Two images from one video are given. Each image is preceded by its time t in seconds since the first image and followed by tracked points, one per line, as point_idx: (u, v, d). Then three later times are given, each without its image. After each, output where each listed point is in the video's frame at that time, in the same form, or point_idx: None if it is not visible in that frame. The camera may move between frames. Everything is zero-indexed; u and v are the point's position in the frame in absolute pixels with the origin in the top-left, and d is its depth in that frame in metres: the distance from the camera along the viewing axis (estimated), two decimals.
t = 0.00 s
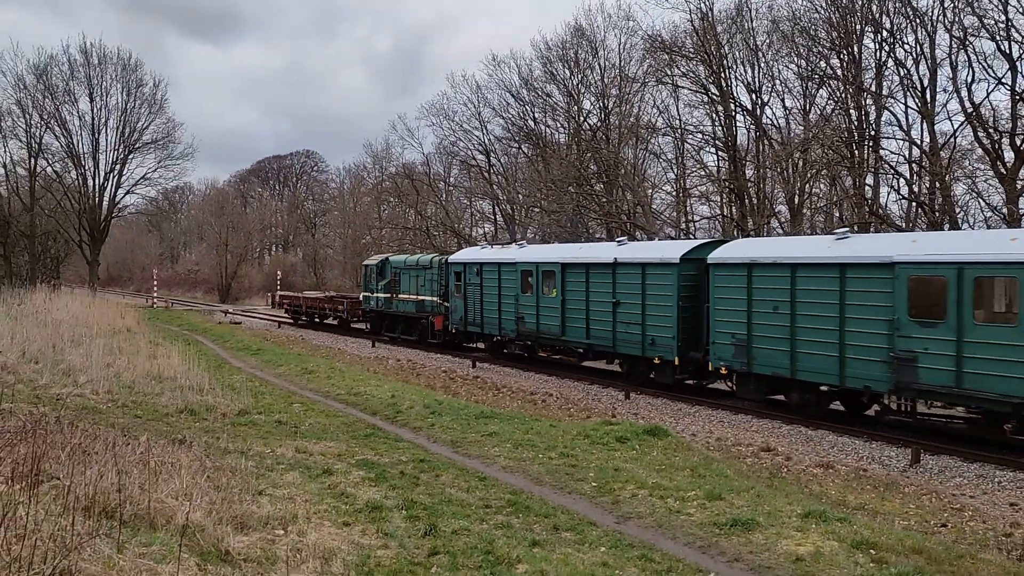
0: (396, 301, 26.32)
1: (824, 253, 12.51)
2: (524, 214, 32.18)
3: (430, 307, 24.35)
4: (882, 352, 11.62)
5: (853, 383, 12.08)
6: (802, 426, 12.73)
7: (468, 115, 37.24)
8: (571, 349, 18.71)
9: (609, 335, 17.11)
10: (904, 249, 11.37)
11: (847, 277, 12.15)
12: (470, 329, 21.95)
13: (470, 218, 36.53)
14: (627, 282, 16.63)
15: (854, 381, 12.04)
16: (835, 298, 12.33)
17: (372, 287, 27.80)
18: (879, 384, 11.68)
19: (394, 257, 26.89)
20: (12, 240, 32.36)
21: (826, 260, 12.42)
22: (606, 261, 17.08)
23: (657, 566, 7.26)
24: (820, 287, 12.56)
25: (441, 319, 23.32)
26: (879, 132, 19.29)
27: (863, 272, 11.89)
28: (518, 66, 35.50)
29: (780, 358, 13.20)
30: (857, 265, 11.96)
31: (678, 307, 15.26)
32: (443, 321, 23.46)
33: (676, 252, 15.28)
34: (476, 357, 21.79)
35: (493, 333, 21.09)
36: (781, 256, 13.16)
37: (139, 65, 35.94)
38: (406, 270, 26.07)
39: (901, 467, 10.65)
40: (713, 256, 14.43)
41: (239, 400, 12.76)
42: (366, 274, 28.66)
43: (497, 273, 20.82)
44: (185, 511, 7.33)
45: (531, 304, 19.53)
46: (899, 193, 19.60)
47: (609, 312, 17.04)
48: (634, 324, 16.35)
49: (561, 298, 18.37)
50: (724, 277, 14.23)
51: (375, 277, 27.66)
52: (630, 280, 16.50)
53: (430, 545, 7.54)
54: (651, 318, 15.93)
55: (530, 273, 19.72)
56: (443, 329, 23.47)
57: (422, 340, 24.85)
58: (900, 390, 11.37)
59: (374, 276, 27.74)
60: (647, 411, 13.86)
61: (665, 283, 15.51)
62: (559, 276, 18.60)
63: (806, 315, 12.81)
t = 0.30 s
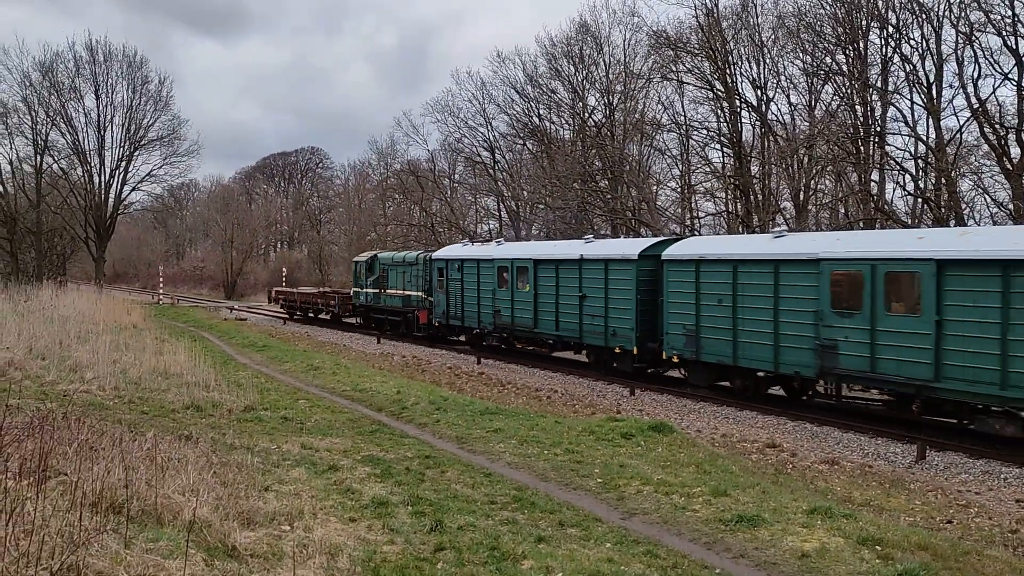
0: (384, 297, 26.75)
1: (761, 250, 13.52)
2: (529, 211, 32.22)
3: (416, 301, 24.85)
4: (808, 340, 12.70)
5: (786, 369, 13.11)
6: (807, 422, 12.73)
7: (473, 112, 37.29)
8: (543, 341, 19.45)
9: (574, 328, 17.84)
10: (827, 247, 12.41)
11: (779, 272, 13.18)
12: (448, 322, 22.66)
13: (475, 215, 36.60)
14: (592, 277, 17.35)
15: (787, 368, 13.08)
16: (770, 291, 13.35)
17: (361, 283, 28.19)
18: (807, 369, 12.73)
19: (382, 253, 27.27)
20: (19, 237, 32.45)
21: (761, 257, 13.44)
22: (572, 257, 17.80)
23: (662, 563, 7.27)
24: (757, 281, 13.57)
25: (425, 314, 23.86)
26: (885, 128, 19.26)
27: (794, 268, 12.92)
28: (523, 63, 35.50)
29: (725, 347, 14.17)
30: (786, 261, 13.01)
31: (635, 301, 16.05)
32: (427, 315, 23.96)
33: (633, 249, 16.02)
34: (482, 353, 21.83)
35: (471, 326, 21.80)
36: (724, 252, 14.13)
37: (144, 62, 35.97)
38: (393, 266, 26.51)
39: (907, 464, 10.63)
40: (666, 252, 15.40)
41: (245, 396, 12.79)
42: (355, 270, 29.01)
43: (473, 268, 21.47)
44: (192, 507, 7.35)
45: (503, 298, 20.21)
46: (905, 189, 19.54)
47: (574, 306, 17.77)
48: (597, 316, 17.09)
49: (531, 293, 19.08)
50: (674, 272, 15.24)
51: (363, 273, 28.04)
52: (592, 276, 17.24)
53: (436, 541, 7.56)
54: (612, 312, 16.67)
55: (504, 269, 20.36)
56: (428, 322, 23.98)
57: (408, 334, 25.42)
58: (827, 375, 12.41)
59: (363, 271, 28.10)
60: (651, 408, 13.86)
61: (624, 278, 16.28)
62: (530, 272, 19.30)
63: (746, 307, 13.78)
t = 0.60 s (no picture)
0: (371, 293, 27.01)
1: (706, 248, 14.46)
2: (532, 209, 32.25)
3: (401, 298, 25.00)
4: (745, 332, 13.68)
5: (727, 358, 14.07)
6: (810, 421, 12.72)
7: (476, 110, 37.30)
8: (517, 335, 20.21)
9: (544, 323, 18.63)
10: (763, 246, 13.37)
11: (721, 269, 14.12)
12: (426, 316, 23.40)
13: (478, 213, 36.64)
14: (559, 274, 18.15)
15: (728, 357, 14.04)
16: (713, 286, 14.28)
17: (350, 280, 28.33)
18: (745, 358, 13.70)
19: (369, 250, 27.45)
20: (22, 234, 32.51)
21: (706, 255, 14.38)
22: (542, 255, 18.57)
23: (665, 561, 7.27)
24: (702, 277, 14.50)
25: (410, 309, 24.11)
26: (889, 126, 19.23)
27: (734, 265, 13.87)
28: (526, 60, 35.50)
29: (674, 338, 15.10)
30: (727, 258, 13.95)
31: (598, 297, 16.90)
32: (411, 311, 24.20)
33: (597, 248, 16.84)
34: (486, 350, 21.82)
35: (449, 321, 22.51)
36: (674, 249, 15.05)
37: (148, 60, 35.96)
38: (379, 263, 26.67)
39: (910, 462, 10.61)
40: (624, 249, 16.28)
41: (248, 394, 12.79)
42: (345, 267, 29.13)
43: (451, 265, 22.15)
44: (196, 504, 7.35)
45: (478, 294, 20.98)
46: (908, 187, 19.53)
47: (543, 303, 18.57)
48: (564, 312, 17.91)
49: (504, 289, 19.86)
50: (629, 268, 16.14)
51: (351, 270, 28.20)
52: (560, 274, 18.04)
53: (439, 539, 7.55)
54: (578, 308, 17.48)
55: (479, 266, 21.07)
56: (412, 318, 24.24)
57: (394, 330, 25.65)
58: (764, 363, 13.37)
59: (351, 268, 28.37)
60: (655, 406, 13.84)
61: (588, 276, 17.11)
62: (503, 269, 20.06)
63: (693, 302, 14.72)
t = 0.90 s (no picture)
0: (359, 289, 28.37)
1: (657, 247, 15.52)
2: (535, 207, 32.25)
3: (386, 294, 26.36)
4: (688, 324, 14.77)
5: (674, 349, 15.16)
6: (814, 419, 12.69)
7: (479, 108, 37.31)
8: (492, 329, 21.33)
9: (515, 317, 19.79)
10: (705, 245, 14.43)
11: (670, 267, 15.17)
12: (409, 312, 24.61)
13: (481, 211, 36.62)
14: (529, 271, 19.33)
15: (676, 349, 15.06)
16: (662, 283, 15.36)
17: (339, 277, 29.78)
18: (688, 348, 14.81)
19: (358, 249, 28.90)
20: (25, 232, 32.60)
21: (655, 253, 15.44)
22: (513, 253, 19.79)
23: (667, 559, 7.27)
24: (651, 274, 15.56)
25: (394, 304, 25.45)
26: (892, 124, 19.21)
27: (679, 263, 14.97)
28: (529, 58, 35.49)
29: (628, 331, 16.19)
30: (673, 256, 15.04)
31: (563, 292, 18.09)
32: (396, 306, 25.52)
33: (562, 246, 18.09)
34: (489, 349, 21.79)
35: (431, 317, 23.64)
36: (630, 249, 16.10)
37: (150, 58, 36.01)
38: (367, 261, 28.09)
39: (913, 462, 10.58)
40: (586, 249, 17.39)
41: (251, 392, 12.81)
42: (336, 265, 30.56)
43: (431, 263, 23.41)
44: (198, 502, 7.35)
45: (456, 291, 22.20)
46: (911, 186, 19.49)
47: (514, 298, 19.74)
48: (533, 306, 19.09)
49: (479, 286, 21.05)
50: (590, 267, 17.27)
51: (340, 268, 29.64)
52: (530, 270, 19.23)
53: (441, 536, 7.56)
54: (546, 302, 18.64)
55: (458, 264, 22.30)
56: (396, 314, 25.58)
57: (379, 324, 26.98)
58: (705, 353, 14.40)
59: (341, 266, 29.80)
60: (657, 405, 13.84)
61: (553, 273, 18.36)
62: (479, 267, 21.27)
63: (646, 297, 15.76)
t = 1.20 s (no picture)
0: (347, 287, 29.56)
1: (618, 246, 16.80)
2: (537, 207, 32.24)
3: (372, 292, 27.57)
4: (643, 318, 16.06)
5: (632, 341, 16.42)
6: (815, 419, 12.68)
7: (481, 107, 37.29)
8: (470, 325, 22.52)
9: (490, 314, 21.02)
10: (659, 245, 15.71)
11: (629, 265, 16.44)
12: (393, 310, 25.83)
13: (482, 210, 36.59)
14: (503, 270, 20.62)
15: (634, 341, 16.34)
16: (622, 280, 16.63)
17: (329, 275, 31.02)
18: (643, 340, 16.09)
19: (346, 248, 30.18)
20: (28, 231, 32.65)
21: (616, 253, 16.73)
22: (488, 253, 21.09)
23: (669, 559, 7.26)
24: (612, 272, 16.83)
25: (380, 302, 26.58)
26: (894, 124, 19.20)
27: (637, 262, 16.24)
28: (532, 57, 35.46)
29: (593, 324, 17.46)
30: (630, 256, 16.33)
31: (533, 290, 19.39)
32: (382, 304, 26.65)
33: (532, 247, 19.41)
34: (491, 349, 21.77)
35: (413, 313, 24.88)
36: (595, 249, 17.36)
37: (153, 57, 36.00)
38: (356, 260, 29.28)
39: (915, 461, 10.58)
40: (557, 249, 18.70)
41: (253, 391, 12.80)
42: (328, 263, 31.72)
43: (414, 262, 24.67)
44: (200, 501, 7.35)
45: (436, 289, 23.47)
46: (914, 185, 19.44)
47: (489, 296, 21.00)
48: (507, 304, 20.36)
49: (458, 284, 22.32)
50: (559, 265, 18.60)
51: (330, 267, 30.80)
52: (504, 270, 20.52)
53: (443, 536, 7.56)
54: (518, 300, 19.90)
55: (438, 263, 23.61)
56: (381, 311, 26.78)
57: (367, 321, 28.07)
58: (658, 344, 15.67)
59: (330, 264, 31.04)
60: (659, 405, 13.82)
61: (525, 272, 19.66)
62: (458, 266, 22.54)
63: (608, 294, 17.03)
